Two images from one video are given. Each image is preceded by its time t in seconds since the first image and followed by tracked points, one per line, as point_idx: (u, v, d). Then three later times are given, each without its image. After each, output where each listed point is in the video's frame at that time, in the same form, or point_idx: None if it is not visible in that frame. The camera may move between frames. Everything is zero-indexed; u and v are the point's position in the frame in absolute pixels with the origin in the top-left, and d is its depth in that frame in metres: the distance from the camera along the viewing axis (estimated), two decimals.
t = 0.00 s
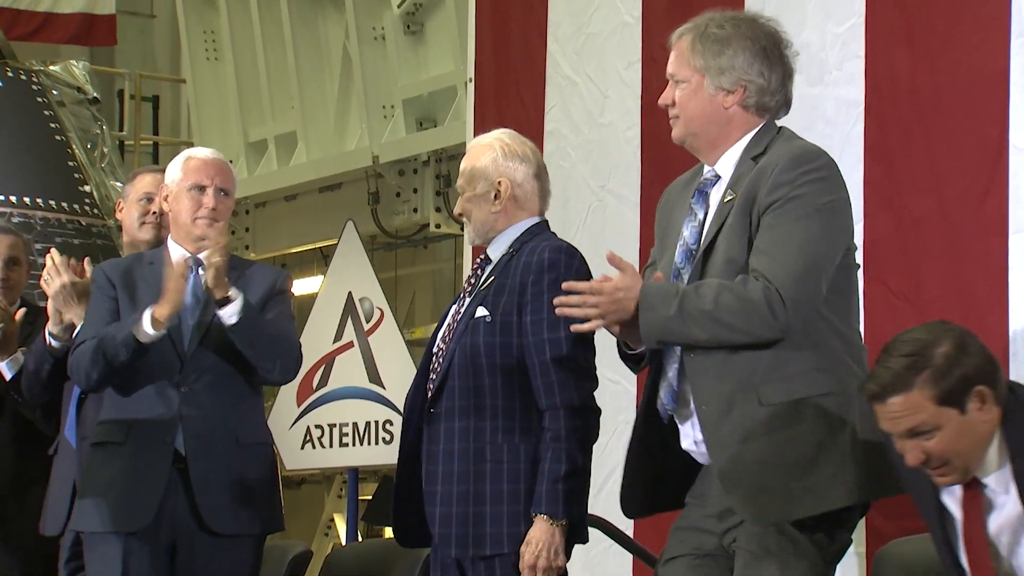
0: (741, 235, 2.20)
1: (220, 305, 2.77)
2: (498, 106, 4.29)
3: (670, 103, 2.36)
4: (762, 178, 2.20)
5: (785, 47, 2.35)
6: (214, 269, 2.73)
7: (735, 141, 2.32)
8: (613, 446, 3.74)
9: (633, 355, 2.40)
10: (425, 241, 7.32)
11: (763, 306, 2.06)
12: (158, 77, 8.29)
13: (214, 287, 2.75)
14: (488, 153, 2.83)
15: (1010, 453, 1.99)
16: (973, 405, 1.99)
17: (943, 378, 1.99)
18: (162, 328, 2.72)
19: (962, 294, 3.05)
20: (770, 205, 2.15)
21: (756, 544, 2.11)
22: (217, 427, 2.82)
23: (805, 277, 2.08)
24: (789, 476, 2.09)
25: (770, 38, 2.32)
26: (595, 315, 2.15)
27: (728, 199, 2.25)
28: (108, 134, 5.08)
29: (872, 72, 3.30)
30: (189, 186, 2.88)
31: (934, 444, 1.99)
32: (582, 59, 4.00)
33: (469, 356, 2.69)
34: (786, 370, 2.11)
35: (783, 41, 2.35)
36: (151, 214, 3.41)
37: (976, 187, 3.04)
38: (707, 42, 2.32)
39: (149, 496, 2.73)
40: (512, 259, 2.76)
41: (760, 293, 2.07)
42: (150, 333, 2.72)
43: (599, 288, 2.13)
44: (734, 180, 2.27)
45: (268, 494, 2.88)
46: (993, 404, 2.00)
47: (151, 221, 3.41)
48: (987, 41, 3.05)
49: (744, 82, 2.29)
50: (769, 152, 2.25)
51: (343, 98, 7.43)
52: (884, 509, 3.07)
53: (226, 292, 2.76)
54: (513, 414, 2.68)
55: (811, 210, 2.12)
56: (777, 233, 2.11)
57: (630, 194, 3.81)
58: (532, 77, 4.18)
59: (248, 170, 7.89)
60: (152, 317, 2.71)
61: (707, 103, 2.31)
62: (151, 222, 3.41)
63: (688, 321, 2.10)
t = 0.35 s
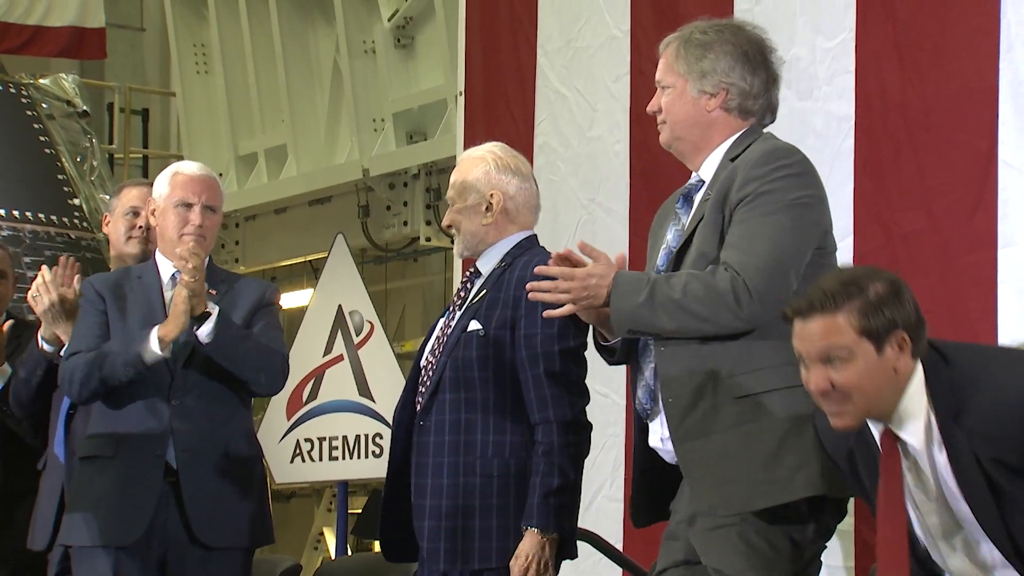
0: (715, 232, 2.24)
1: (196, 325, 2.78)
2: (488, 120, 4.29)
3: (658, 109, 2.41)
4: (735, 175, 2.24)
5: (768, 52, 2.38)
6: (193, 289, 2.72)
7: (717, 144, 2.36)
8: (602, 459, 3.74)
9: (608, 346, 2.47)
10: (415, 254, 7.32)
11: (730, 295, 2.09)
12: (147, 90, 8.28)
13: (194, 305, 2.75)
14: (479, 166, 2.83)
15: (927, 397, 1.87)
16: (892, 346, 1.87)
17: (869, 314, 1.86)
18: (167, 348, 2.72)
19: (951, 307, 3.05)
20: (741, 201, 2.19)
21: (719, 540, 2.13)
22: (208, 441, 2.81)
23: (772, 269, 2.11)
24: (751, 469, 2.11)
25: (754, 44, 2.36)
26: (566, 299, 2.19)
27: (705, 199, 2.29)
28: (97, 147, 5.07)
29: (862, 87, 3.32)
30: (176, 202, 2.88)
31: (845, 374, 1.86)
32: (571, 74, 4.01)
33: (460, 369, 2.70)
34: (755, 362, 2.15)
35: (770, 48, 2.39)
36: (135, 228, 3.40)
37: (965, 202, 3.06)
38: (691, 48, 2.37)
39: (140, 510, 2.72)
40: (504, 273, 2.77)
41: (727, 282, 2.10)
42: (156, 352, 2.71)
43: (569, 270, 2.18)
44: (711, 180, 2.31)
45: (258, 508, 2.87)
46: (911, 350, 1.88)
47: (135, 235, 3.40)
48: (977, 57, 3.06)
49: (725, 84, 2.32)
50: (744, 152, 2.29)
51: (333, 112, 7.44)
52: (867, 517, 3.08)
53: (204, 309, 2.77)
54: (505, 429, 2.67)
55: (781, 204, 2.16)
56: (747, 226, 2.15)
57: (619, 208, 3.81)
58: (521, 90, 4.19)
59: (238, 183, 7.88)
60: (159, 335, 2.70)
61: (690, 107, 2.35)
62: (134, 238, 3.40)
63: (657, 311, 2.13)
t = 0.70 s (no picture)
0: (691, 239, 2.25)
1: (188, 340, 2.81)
2: (480, 135, 4.30)
3: (640, 125, 2.42)
4: (709, 180, 2.25)
5: (745, 65, 2.39)
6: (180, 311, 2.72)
7: (694, 157, 2.37)
8: (594, 474, 3.73)
9: (585, 354, 2.48)
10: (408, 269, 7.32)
11: (701, 293, 2.09)
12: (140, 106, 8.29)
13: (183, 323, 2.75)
14: (495, 178, 2.86)
15: (879, 208, 1.94)
16: (851, 150, 1.97)
17: (832, 117, 1.99)
18: (156, 365, 2.74)
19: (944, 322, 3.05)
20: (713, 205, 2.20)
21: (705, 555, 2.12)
22: (199, 456, 2.81)
23: (744, 269, 2.12)
24: (724, 473, 2.09)
25: (733, 56, 2.38)
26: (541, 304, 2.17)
27: (682, 208, 2.30)
28: (90, 163, 5.08)
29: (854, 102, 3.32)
30: (167, 214, 2.88)
31: (801, 169, 1.97)
32: (562, 89, 4.02)
33: (460, 382, 2.70)
34: (727, 364, 2.15)
35: (749, 60, 2.41)
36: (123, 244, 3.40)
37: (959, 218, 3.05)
38: (666, 64, 2.38)
39: (128, 524, 2.72)
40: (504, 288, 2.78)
41: (699, 281, 2.10)
42: (145, 370, 2.72)
43: (546, 273, 2.15)
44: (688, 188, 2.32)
45: (248, 523, 2.86)
46: (871, 157, 1.97)
47: (123, 251, 3.39)
48: (970, 73, 3.07)
49: (694, 97, 2.33)
50: (719, 159, 2.30)
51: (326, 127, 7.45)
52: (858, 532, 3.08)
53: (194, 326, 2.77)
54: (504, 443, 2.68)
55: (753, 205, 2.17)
56: (719, 226, 2.15)
57: (610, 223, 3.82)
58: (513, 105, 4.20)
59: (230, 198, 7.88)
60: (146, 352, 2.72)
61: (667, 122, 2.36)
62: (123, 253, 3.40)
63: (631, 311, 2.13)
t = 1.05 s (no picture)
0: (685, 255, 2.25)
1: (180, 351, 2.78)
2: (472, 150, 4.30)
3: (641, 139, 2.41)
4: (704, 197, 2.25)
5: (746, 77, 2.40)
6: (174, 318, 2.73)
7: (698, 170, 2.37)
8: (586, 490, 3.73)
9: (587, 367, 2.45)
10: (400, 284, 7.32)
11: (690, 307, 2.08)
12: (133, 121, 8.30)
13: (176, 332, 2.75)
14: (501, 197, 2.92)
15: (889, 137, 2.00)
16: (858, 75, 2.04)
17: (843, 41, 2.07)
18: (139, 373, 2.73)
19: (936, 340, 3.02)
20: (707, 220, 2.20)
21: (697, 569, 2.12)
22: (191, 472, 2.80)
23: (733, 284, 2.11)
24: (708, 489, 2.09)
25: (733, 70, 2.38)
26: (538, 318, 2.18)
27: (677, 224, 2.30)
28: (82, 178, 5.07)
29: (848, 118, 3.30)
30: (160, 231, 2.88)
31: (809, 95, 2.06)
32: (554, 104, 4.02)
33: (455, 399, 2.70)
34: (716, 382, 2.14)
35: (749, 74, 2.41)
36: (114, 261, 3.40)
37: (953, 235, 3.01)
38: (668, 76, 2.38)
39: (120, 540, 2.70)
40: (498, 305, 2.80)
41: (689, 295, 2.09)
42: (126, 378, 2.72)
43: (542, 286, 2.17)
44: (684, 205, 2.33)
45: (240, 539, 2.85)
46: (882, 82, 2.03)
47: (115, 268, 3.39)
48: (963, 89, 3.05)
49: (701, 111, 2.34)
50: (714, 176, 2.30)
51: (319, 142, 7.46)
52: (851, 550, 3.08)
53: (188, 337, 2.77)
54: (500, 460, 2.68)
55: (746, 222, 2.17)
56: (711, 242, 2.15)
57: (601, 239, 3.82)
58: (505, 121, 4.20)
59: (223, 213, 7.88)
60: (127, 360, 2.72)
61: (671, 136, 2.36)
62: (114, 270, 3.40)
63: (621, 324, 2.12)
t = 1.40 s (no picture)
0: (693, 263, 2.25)
1: (184, 354, 2.83)
2: (471, 157, 4.30)
3: (647, 144, 2.41)
4: (715, 204, 2.25)
5: (751, 82, 2.40)
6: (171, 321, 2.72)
7: (704, 175, 2.37)
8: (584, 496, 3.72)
9: (589, 370, 2.47)
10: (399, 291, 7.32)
11: (700, 318, 2.06)
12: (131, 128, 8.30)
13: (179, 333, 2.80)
14: (498, 205, 2.96)
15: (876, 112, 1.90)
16: (818, 70, 1.94)
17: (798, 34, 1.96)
18: (132, 375, 2.72)
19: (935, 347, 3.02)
20: (717, 229, 2.20)
21: None
22: (189, 479, 2.79)
23: (743, 295, 2.11)
24: (707, 497, 2.09)
25: (739, 76, 2.38)
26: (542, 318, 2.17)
27: (685, 230, 2.30)
28: (81, 185, 5.07)
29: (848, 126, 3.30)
30: (161, 239, 2.89)
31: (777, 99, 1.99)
32: (552, 111, 4.03)
33: (452, 406, 2.71)
34: (723, 391, 2.13)
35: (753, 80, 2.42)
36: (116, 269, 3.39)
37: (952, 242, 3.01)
38: (675, 81, 2.38)
39: (120, 547, 2.70)
40: (493, 312, 2.80)
41: (700, 306, 2.07)
42: (118, 381, 2.71)
43: (548, 288, 2.15)
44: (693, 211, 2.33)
45: (238, 546, 2.85)
46: (841, 68, 1.92)
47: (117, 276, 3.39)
48: (962, 96, 3.06)
49: (710, 115, 2.34)
50: (723, 184, 2.31)
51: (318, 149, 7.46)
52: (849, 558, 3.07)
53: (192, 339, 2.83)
54: (496, 467, 2.68)
55: (757, 231, 2.16)
56: (723, 252, 2.15)
57: (599, 246, 3.82)
58: (503, 128, 4.20)
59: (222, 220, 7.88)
60: (122, 362, 2.70)
61: (679, 141, 2.36)
62: (116, 278, 3.39)
63: (628, 332, 2.08)
